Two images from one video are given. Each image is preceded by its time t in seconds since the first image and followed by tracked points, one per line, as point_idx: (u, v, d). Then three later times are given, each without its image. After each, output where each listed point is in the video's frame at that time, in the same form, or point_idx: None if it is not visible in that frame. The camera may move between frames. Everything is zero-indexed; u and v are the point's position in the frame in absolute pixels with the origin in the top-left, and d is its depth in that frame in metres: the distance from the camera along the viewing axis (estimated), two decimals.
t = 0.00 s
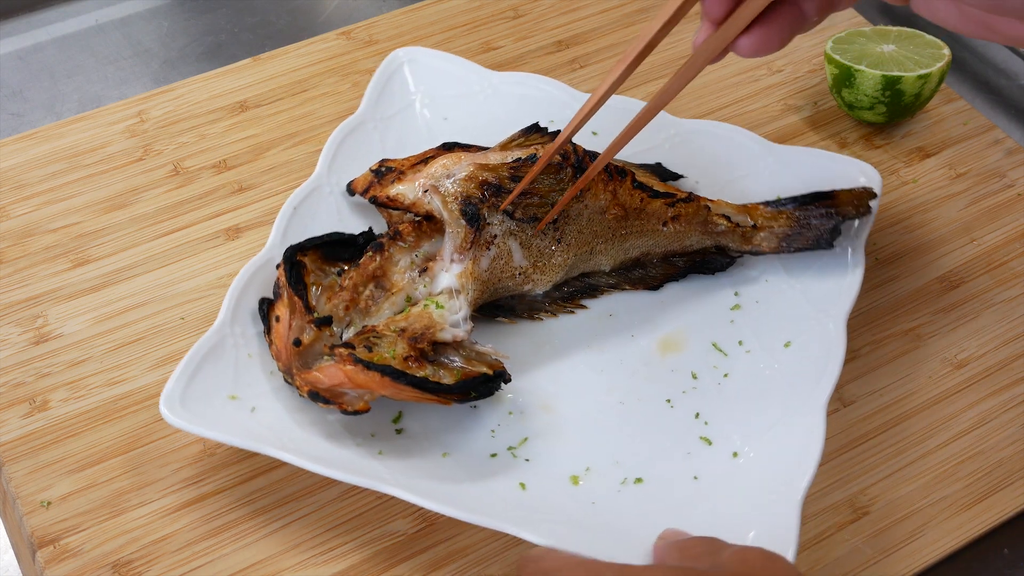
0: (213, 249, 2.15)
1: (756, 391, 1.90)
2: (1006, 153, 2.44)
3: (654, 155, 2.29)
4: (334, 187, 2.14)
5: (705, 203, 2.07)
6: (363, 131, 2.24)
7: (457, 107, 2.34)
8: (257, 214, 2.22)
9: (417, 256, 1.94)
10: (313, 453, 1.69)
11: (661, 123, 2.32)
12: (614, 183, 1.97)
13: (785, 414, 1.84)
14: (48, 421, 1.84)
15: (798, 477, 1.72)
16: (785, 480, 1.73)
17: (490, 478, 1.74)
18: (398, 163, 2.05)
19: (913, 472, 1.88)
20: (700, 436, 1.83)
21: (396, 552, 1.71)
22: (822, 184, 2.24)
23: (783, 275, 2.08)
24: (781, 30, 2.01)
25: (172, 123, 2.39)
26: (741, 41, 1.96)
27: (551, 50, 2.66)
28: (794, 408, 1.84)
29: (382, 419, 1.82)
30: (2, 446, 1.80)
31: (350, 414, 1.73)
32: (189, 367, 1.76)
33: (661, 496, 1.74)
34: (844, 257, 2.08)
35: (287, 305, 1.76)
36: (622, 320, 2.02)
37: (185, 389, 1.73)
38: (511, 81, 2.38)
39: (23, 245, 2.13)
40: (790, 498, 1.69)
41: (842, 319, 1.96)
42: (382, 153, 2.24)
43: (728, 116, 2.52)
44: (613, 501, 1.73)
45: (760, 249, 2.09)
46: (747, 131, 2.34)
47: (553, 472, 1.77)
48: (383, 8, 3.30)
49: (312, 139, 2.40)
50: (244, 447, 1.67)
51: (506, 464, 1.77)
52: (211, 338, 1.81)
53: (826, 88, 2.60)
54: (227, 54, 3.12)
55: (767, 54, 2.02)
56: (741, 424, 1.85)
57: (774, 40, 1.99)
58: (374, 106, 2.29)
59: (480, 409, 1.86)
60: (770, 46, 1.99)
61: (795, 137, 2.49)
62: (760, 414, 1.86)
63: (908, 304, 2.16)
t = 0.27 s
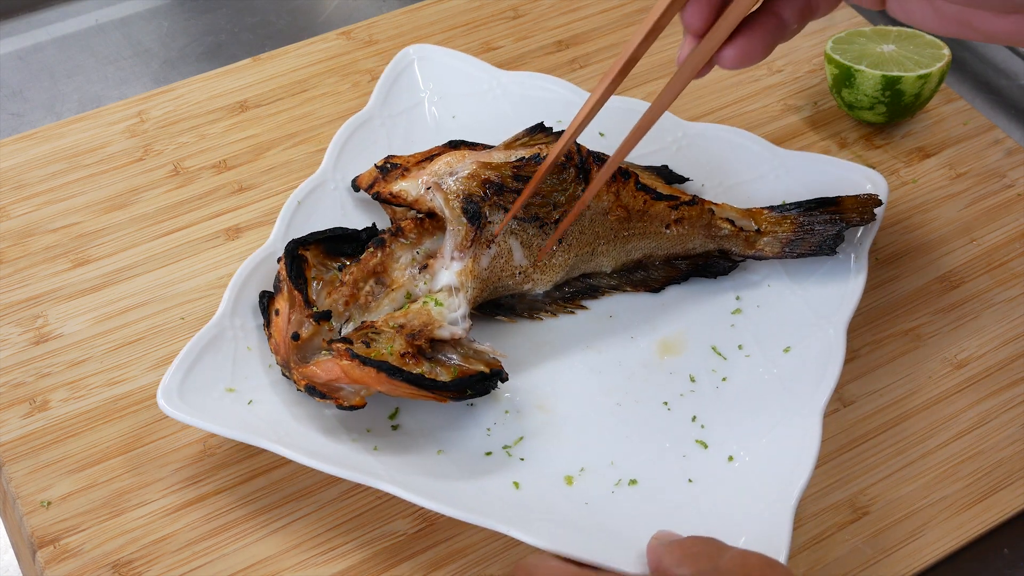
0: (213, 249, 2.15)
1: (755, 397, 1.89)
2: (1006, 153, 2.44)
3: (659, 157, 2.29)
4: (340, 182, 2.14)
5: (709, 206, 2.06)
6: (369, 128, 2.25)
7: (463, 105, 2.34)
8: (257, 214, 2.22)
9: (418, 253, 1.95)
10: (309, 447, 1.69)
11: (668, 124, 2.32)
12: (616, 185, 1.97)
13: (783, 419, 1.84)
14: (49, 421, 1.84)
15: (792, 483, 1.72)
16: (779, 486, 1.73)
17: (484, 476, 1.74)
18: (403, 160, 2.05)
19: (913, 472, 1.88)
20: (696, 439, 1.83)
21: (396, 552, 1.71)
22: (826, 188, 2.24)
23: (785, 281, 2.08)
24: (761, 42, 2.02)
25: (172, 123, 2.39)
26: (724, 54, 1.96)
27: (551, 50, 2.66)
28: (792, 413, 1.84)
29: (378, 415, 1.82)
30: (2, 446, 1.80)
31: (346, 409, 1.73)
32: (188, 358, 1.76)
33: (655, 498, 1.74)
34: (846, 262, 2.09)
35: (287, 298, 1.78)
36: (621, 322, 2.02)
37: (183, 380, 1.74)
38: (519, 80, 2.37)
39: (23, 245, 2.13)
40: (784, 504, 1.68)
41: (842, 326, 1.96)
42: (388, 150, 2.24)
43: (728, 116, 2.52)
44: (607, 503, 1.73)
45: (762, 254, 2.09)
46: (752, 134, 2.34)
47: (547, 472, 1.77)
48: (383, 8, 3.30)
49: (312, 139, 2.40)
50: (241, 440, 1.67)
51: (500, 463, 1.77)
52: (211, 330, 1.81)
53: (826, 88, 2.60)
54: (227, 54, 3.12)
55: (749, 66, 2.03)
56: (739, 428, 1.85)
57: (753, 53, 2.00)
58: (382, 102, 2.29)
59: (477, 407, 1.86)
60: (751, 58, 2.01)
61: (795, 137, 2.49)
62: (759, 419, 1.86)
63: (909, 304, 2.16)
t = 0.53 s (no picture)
0: (213, 249, 2.15)
1: (755, 397, 1.89)
2: (1006, 153, 2.44)
3: (659, 156, 2.29)
4: (340, 182, 2.14)
5: (709, 206, 2.06)
6: (369, 128, 2.25)
7: (463, 105, 2.34)
8: (257, 214, 2.22)
9: (418, 253, 1.95)
10: (308, 447, 1.69)
11: (668, 124, 2.32)
12: (617, 185, 1.97)
13: (783, 419, 1.84)
14: (48, 421, 1.84)
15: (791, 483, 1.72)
16: (779, 486, 1.73)
17: (483, 475, 1.74)
18: (404, 160, 2.06)
19: (913, 472, 1.88)
20: (696, 439, 1.83)
21: (396, 552, 1.71)
22: (826, 188, 2.23)
23: (785, 281, 2.08)
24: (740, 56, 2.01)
25: (172, 123, 2.39)
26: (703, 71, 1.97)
27: (551, 50, 2.66)
28: (792, 413, 1.84)
29: (378, 415, 1.82)
30: (2, 446, 1.80)
31: (346, 409, 1.73)
32: (188, 358, 1.76)
33: (654, 498, 1.74)
34: (846, 262, 2.08)
35: (287, 298, 1.78)
36: (621, 321, 2.02)
37: (183, 380, 1.74)
38: (519, 80, 2.37)
39: (23, 245, 2.13)
40: (783, 504, 1.68)
41: (842, 326, 1.96)
42: (387, 150, 2.24)
43: (728, 116, 2.52)
44: (607, 503, 1.73)
45: (762, 254, 2.09)
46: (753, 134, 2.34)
47: (547, 472, 1.77)
48: (383, 8, 3.30)
49: (312, 139, 2.40)
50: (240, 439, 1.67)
51: (500, 463, 1.77)
52: (210, 330, 1.81)
53: (826, 88, 2.60)
54: (227, 53, 3.12)
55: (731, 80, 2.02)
56: (739, 428, 1.85)
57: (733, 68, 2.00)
58: (382, 102, 2.29)
59: (477, 407, 1.86)
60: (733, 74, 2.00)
61: (795, 137, 2.49)
62: (759, 419, 1.86)
63: (909, 304, 2.16)
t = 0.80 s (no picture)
0: (213, 249, 2.15)
1: (755, 397, 1.89)
2: (1006, 153, 2.44)
3: (659, 157, 2.29)
4: (340, 182, 2.14)
5: (709, 206, 2.06)
6: (369, 128, 2.25)
7: (463, 105, 2.34)
8: (257, 214, 2.22)
9: (418, 254, 1.94)
10: (309, 447, 1.69)
11: (668, 124, 2.32)
12: (616, 185, 1.97)
13: (782, 419, 1.84)
14: (48, 421, 1.84)
15: (791, 483, 1.72)
16: (779, 486, 1.73)
17: (482, 475, 1.74)
18: (404, 160, 2.06)
19: (913, 473, 1.88)
20: (696, 439, 1.83)
21: (396, 552, 1.71)
22: (826, 188, 2.23)
23: (786, 281, 2.08)
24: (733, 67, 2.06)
25: (172, 123, 2.39)
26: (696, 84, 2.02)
27: (551, 50, 2.66)
28: (792, 413, 1.84)
29: (378, 415, 1.82)
30: (2, 446, 1.80)
31: (347, 410, 1.73)
32: (188, 358, 1.76)
33: (654, 497, 1.74)
34: (845, 262, 2.08)
35: (288, 299, 1.78)
36: (621, 321, 2.02)
37: (183, 380, 1.74)
38: (519, 80, 2.37)
39: (23, 245, 2.13)
40: (783, 504, 1.68)
41: (842, 325, 1.96)
42: (388, 150, 2.24)
43: (728, 116, 2.52)
44: (607, 502, 1.73)
45: (762, 254, 2.09)
46: (752, 134, 2.34)
47: (547, 472, 1.77)
48: (383, 8, 3.30)
49: (312, 139, 2.40)
50: (240, 439, 1.68)
51: (500, 463, 1.77)
52: (210, 330, 1.81)
53: (826, 88, 2.60)
54: (227, 53, 3.12)
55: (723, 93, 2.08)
56: (739, 428, 1.85)
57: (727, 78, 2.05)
58: (382, 102, 2.29)
59: (477, 407, 1.86)
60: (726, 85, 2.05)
61: (795, 137, 2.49)
62: (759, 419, 1.86)
63: (908, 304, 2.16)
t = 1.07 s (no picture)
0: (213, 249, 2.15)
1: (755, 397, 1.89)
2: (1006, 153, 2.44)
3: (659, 157, 2.29)
4: (340, 183, 2.14)
5: (708, 206, 2.06)
6: (369, 128, 2.25)
7: (462, 105, 2.34)
8: (257, 214, 2.22)
9: (418, 253, 1.94)
10: (308, 447, 1.69)
11: (668, 125, 2.32)
12: (616, 185, 1.96)
13: (782, 419, 1.84)
14: (49, 421, 1.84)
15: (791, 483, 1.72)
16: (779, 486, 1.73)
17: (482, 475, 1.74)
18: (403, 159, 2.05)
19: (913, 473, 1.88)
20: (696, 439, 1.83)
21: (397, 552, 1.71)
22: (826, 188, 2.23)
23: (785, 281, 2.08)
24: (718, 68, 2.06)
25: (172, 123, 2.39)
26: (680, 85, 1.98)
27: (551, 50, 2.66)
28: (791, 413, 1.84)
29: (378, 415, 1.82)
30: (2, 446, 1.80)
31: (348, 410, 1.73)
32: (188, 358, 1.76)
33: (654, 498, 1.74)
34: (845, 262, 2.08)
35: (288, 298, 1.78)
36: (621, 321, 2.02)
37: (183, 380, 1.74)
38: (519, 81, 2.37)
39: (23, 245, 2.13)
40: (783, 503, 1.68)
41: (842, 325, 1.96)
42: (388, 150, 2.24)
43: (728, 116, 2.52)
44: (606, 502, 1.73)
45: (762, 254, 2.09)
46: (752, 134, 2.34)
47: (547, 472, 1.77)
48: (383, 8, 3.30)
49: (312, 139, 2.40)
50: (240, 439, 1.68)
51: (500, 463, 1.77)
52: (210, 330, 1.81)
53: (826, 88, 2.60)
54: (227, 53, 3.12)
55: (705, 95, 2.06)
56: (739, 428, 1.85)
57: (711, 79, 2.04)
58: (382, 102, 2.29)
59: (477, 407, 1.86)
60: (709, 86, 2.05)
61: (795, 137, 2.50)
62: (759, 419, 1.86)
63: (909, 304, 2.16)
